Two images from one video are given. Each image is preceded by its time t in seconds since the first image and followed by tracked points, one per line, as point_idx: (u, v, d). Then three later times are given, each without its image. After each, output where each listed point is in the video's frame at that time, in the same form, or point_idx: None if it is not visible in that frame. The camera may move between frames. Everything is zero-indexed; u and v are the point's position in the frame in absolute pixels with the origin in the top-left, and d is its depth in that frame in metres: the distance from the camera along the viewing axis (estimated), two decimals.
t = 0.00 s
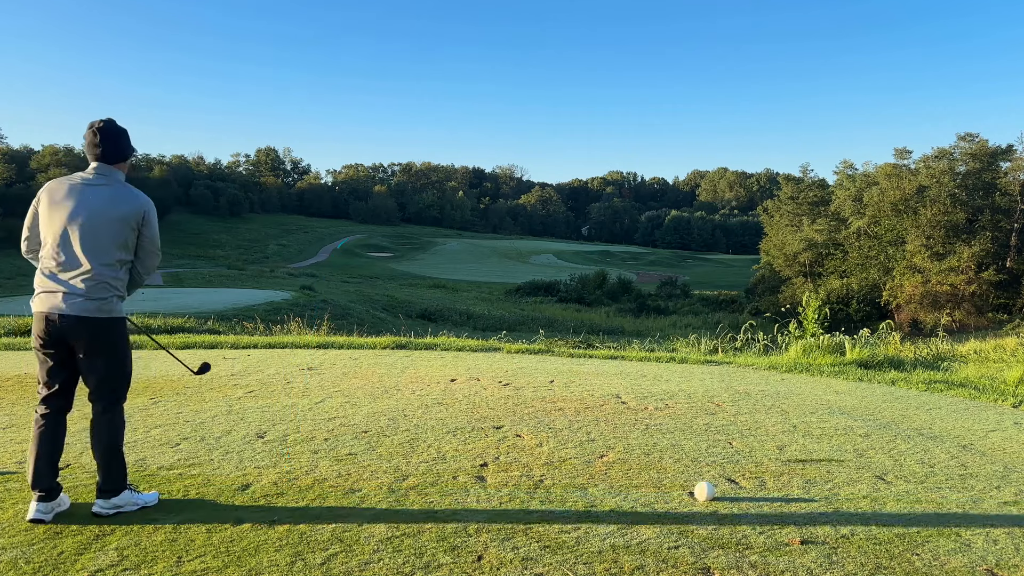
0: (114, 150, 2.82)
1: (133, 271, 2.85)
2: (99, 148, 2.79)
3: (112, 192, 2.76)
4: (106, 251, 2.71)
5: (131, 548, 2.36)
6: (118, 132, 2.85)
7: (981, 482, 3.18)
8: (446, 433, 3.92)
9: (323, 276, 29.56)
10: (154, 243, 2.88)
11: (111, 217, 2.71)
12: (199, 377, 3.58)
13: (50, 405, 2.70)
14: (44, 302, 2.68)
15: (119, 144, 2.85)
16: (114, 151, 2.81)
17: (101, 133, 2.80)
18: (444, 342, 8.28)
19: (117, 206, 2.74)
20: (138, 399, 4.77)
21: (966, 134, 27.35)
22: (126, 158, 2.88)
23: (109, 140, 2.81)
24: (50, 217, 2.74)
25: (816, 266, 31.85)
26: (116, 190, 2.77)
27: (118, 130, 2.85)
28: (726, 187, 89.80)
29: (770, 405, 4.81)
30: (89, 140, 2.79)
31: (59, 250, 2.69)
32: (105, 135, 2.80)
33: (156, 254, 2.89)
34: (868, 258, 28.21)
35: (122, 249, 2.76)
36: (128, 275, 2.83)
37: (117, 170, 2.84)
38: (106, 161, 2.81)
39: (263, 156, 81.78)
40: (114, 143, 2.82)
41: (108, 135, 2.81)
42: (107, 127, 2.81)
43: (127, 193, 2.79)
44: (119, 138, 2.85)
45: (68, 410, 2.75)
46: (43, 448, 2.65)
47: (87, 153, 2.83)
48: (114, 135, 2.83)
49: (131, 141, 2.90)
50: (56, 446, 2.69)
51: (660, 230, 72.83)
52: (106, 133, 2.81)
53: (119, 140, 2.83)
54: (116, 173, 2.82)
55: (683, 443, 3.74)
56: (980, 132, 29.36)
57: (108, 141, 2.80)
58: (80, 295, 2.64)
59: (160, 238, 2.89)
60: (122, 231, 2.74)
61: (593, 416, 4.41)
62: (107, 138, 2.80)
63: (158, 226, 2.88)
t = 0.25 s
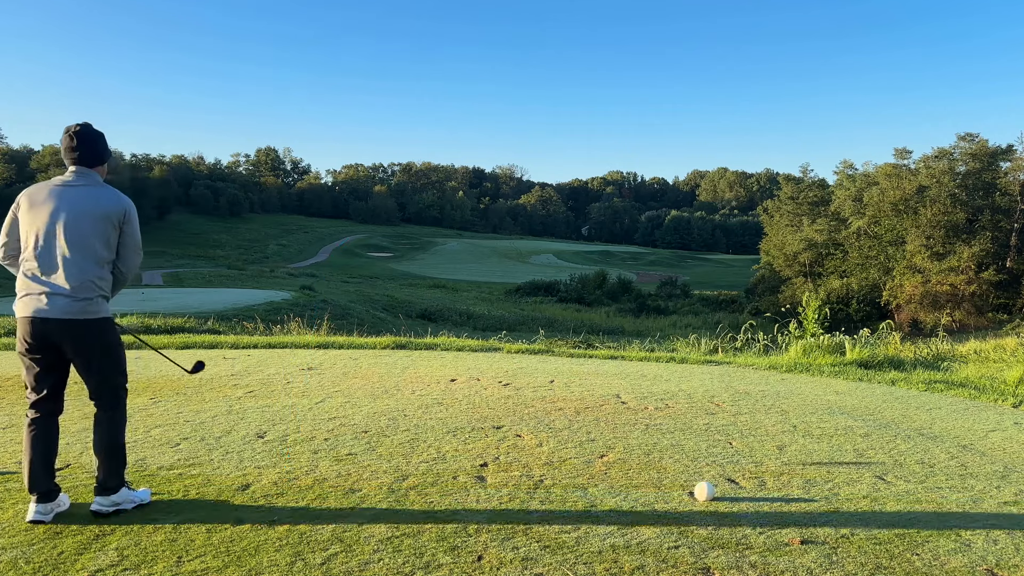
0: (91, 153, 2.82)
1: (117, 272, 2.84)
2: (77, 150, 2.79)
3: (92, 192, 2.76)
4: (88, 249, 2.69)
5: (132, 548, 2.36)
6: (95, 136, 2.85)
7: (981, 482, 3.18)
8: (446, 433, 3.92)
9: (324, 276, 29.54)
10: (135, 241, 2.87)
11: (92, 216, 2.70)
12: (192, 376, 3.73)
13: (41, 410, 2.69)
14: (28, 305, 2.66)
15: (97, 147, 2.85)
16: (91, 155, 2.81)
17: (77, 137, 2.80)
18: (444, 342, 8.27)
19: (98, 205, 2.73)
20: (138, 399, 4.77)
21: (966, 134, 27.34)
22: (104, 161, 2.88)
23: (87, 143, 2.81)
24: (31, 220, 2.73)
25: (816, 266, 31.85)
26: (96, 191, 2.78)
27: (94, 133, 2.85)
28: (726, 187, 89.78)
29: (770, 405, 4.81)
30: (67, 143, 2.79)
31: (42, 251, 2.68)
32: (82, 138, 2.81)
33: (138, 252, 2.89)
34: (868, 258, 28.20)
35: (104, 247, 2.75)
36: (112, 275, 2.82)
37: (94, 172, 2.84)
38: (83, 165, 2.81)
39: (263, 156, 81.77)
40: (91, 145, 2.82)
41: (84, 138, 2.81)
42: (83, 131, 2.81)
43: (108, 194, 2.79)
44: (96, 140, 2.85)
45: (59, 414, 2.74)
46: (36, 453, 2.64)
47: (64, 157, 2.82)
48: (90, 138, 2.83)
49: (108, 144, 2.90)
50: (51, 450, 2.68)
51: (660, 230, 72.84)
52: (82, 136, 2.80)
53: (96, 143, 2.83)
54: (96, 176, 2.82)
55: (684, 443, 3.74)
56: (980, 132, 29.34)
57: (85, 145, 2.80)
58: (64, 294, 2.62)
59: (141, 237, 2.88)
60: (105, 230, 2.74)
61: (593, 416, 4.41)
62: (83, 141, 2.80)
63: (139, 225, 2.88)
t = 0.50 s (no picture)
0: (85, 153, 2.82)
1: (115, 270, 2.85)
2: (71, 151, 2.78)
3: (89, 191, 2.77)
4: (87, 248, 2.70)
5: (132, 548, 2.36)
6: (89, 136, 2.85)
7: (981, 482, 3.18)
8: (446, 433, 3.92)
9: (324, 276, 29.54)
10: (133, 239, 2.89)
11: (89, 214, 2.71)
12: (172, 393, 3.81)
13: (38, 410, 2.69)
14: (26, 304, 2.65)
15: (92, 147, 2.85)
16: (85, 155, 2.81)
17: (70, 137, 2.79)
18: (444, 342, 8.27)
19: (94, 203, 2.74)
20: (138, 399, 4.77)
21: (965, 135, 27.34)
22: (99, 161, 2.89)
23: (81, 143, 2.81)
24: (26, 220, 2.73)
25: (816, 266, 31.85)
26: (92, 189, 2.78)
27: (88, 134, 2.85)
28: (726, 187, 89.76)
29: (770, 405, 4.81)
30: (60, 144, 2.79)
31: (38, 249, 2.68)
32: (76, 139, 2.80)
33: (136, 250, 2.90)
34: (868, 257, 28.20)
35: (103, 246, 2.75)
36: (110, 274, 2.82)
37: (89, 172, 2.84)
38: (78, 165, 2.81)
39: (263, 156, 81.77)
40: (86, 145, 2.82)
41: (79, 138, 2.81)
42: (77, 132, 2.81)
43: (104, 192, 2.80)
44: (90, 141, 2.85)
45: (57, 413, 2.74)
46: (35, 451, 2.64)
47: (58, 158, 2.82)
48: (84, 139, 2.83)
49: (102, 145, 2.90)
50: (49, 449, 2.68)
51: (660, 230, 72.85)
52: (77, 136, 2.81)
53: (90, 143, 2.83)
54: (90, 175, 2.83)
55: (684, 443, 3.74)
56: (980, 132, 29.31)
57: (79, 145, 2.80)
58: (63, 291, 2.63)
59: (139, 235, 2.90)
60: (102, 228, 2.74)
61: (593, 416, 4.41)
62: (78, 141, 2.80)
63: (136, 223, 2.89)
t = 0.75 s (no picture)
0: (86, 156, 2.82)
1: (115, 271, 2.85)
2: (71, 153, 2.79)
3: (88, 192, 2.77)
4: (88, 248, 2.70)
5: (132, 548, 2.36)
6: (89, 138, 2.85)
7: (981, 482, 3.18)
8: (445, 433, 3.92)
9: (324, 276, 29.54)
10: (133, 240, 2.89)
11: (89, 214, 2.71)
12: (170, 398, 3.89)
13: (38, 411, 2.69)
14: (25, 305, 2.65)
15: (93, 150, 2.86)
16: (85, 157, 2.81)
17: (71, 140, 2.80)
18: (444, 343, 8.27)
19: (94, 204, 2.74)
20: (138, 399, 4.77)
21: (966, 135, 27.33)
22: (99, 163, 2.90)
23: (81, 145, 2.81)
24: (25, 220, 2.72)
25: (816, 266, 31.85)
26: (91, 191, 2.78)
27: (89, 137, 2.85)
28: (726, 187, 89.74)
29: (770, 405, 4.81)
30: (61, 146, 2.79)
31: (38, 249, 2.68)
32: (76, 141, 2.81)
33: (136, 250, 2.90)
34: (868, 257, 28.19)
35: (103, 246, 2.76)
36: (110, 275, 2.83)
37: (88, 174, 2.84)
38: (78, 167, 2.81)
39: (263, 156, 81.76)
40: (86, 147, 2.82)
41: (80, 141, 2.81)
42: (78, 135, 2.82)
43: (105, 193, 2.80)
44: (91, 143, 2.85)
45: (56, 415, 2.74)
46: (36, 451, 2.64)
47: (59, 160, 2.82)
48: (85, 141, 2.83)
49: (103, 148, 2.90)
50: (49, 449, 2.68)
51: (660, 230, 72.85)
52: (78, 139, 2.81)
53: (90, 146, 2.84)
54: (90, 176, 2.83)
55: (684, 443, 3.73)
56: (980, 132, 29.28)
57: (79, 148, 2.80)
58: (62, 291, 2.63)
59: (140, 235, 2.91)
60: (102, 228, 2.74)
61: (593, 416, 4.41)
62: (78, 144, 2.81)
63: (137, 224, 2.90)
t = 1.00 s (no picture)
0: (90, 159, 2.83)
1: (116, 273, 2.84)
2: (74, 155, 2.79)
3: (88, 193, 2.77)
4: (88, 248, 2.70)
5: (132, 548, 2.36)
6: (92, 139, 2.86)
7: (981, 482, 3.19)
8: (446, 433, 3.92)
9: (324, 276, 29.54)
10: (134, 240, 2.89)
11: (91, 214, 2.71)
12: (169, 398, 3.88)
13: (37, 412, 2.69)
14: (24, 304, 2.65)
15: (96, 152, 2.87)
16: (86, 160, 2.82)
17: (73, 142, 2.80)
18: (444, 342, 8.28)
19: (96, 205, 2.75)
20: (138, 399, 4.77)
21: (965, 134, 27.33)
22: (103, 166, 2.91)
23: (84, 148, 2.82)
24: (25, 222, 2.72)
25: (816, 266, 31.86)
26: (95, 192, 2.79)
27: (90, 139, 2.85)
28: (726, 187, 89.71)
29: (770, 405, 4.82)
30: (61, 147, 2.79)
31: (37, 249, 2.68)
32: (78, 143, 2.81)
33: (137, 251, 2.90)
34: (868, 258, 28.19)
35: (104, 246, 2.76)
36: (111, 277, 2.82)
37: (91, 175, 2.86)
38: (79, 170, 2.82)
39: (263, 156, 81.77)
40: (88, 150, 2.83)
41: (82, 142, 2.81)
42: (79, 137, 2.82)
43: (106, 194, 2.80)
44: (94, 144, 2.86)
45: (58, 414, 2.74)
46: (35, 450, 2.65)
47: (60, 161, 2.83)
48: (86, 144, 2.83)
49: (104, 149, 2.90)
50: (49, 452, 2.67)
51: (660, 230, 72.86)
52: (79, 141, 2.81)
53: (91, 147, 2.83)
54: (92, 179, 2.84)
55: (684, 443, 3.74)
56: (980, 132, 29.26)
57: (81, 151, 2.80)
58: (63, 291, 2.62)
59: (140, 236, 2.90)
60: (103, 228, 2.75)
61: (593, 416, 4.41)
62: (81, 144, 2.81)
63: (137, 224, 2.90)
